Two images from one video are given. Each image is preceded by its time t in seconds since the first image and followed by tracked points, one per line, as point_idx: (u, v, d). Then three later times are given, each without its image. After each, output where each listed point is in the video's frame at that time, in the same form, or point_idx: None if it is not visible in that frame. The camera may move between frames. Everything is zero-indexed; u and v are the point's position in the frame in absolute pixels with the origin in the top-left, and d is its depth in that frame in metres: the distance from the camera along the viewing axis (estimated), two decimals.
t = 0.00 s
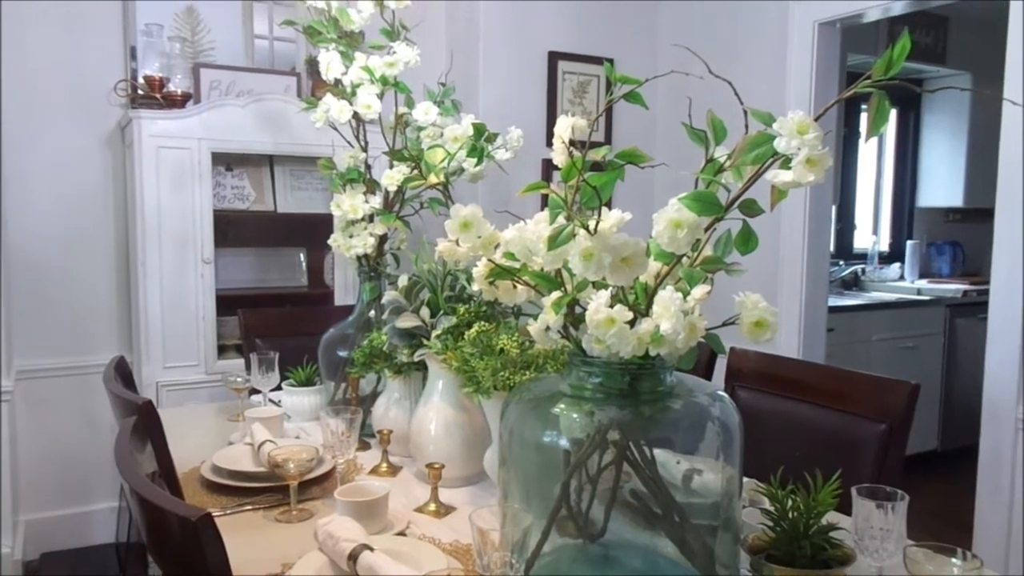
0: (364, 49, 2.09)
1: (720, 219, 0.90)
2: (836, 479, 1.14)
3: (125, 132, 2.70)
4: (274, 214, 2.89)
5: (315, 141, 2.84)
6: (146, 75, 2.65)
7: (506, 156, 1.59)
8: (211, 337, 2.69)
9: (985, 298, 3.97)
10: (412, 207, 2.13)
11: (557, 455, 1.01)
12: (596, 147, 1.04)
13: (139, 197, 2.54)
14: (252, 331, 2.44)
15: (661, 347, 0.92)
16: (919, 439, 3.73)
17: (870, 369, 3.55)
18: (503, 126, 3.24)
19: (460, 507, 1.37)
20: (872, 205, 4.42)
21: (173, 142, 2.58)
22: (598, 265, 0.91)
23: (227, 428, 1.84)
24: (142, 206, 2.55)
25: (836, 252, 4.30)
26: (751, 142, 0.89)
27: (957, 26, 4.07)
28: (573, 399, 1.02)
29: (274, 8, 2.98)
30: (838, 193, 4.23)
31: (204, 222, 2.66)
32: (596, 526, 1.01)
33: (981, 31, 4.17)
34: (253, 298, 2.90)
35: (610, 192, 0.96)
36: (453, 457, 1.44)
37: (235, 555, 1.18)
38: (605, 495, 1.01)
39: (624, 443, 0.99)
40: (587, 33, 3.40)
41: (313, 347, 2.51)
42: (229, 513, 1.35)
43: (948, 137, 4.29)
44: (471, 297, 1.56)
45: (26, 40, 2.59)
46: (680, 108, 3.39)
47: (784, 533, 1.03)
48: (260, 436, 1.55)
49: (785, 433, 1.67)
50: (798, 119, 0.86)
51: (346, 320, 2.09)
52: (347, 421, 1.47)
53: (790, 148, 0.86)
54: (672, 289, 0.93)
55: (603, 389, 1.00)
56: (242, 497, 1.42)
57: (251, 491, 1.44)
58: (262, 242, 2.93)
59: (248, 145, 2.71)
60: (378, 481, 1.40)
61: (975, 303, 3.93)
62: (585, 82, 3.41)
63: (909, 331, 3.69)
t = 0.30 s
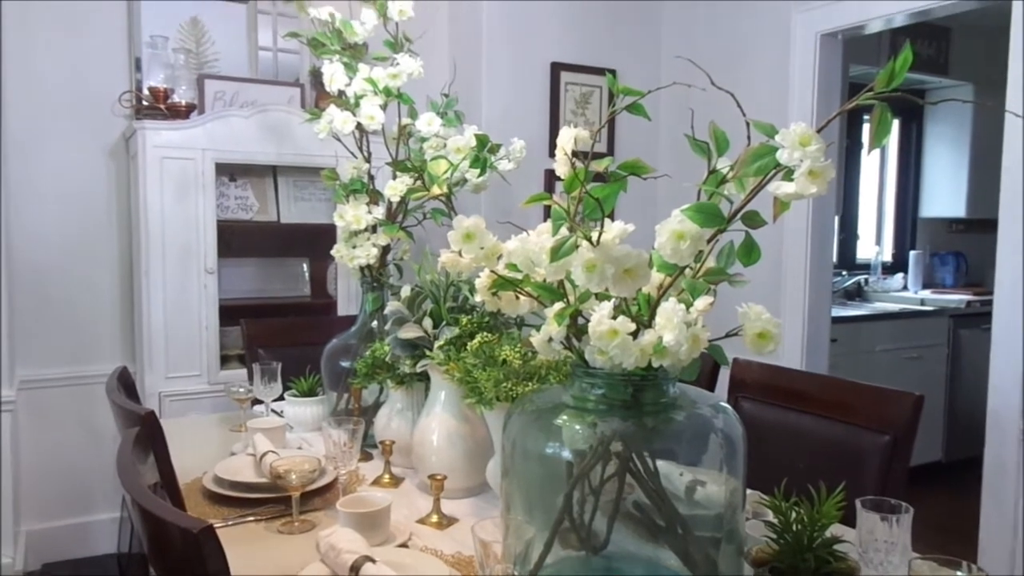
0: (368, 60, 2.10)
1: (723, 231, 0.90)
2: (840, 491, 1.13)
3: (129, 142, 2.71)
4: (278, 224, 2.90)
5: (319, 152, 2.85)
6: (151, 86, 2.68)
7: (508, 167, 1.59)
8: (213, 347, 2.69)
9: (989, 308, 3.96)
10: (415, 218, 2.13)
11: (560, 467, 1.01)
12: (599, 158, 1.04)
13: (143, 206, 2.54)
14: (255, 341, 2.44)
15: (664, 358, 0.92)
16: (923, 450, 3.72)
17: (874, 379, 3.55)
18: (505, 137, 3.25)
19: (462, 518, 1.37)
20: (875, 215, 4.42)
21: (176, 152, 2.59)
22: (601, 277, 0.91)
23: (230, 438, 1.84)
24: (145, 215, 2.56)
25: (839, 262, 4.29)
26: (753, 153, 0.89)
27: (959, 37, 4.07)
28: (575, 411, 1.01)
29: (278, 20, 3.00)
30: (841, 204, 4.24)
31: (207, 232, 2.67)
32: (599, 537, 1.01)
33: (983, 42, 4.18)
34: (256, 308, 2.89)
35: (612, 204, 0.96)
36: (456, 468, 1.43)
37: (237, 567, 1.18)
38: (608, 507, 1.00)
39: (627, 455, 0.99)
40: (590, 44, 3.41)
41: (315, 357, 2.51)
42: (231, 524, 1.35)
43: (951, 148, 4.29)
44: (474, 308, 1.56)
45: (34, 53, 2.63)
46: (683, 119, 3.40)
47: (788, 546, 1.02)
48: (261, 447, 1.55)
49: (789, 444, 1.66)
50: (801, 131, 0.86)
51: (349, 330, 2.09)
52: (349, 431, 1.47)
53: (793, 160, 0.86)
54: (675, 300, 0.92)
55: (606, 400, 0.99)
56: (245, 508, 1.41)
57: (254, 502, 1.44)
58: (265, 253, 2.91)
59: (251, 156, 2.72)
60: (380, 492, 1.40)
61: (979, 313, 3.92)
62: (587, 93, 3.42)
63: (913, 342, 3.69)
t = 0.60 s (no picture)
0: (373, 72, 2.11)
1: (726, 242, 0.90)
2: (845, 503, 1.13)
3: (134, 154, 2.73)
4: (282, 235, 2.91)
5: (323, 163, 2.85)
6: (156, 98, 2.68)
7: (512, 178, 1.59)
8: (217, 358, 2.70)
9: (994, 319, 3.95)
10: (419, 229, 2.13)
11: (564, 479, 1.00)
12: (601, 170, 1.04)
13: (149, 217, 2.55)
14: (260, 352, 2.45)
15: (668, 370, 0.91)
16: (929, 463, 3.70)
17: (879, 391, 3.53)
18: (509, 148, 3.26)
19: (465, 530, 1.36)
20: (879, 226, 4.42)
21: (182, 164, 2.60)
22: (604, 288, 0.91)
23: (234, 450, 1.84)
24: (150, 226, 2.57)
25: (844, 273, 4.28)
26: (757, 165, 0.89)
27: (963, 48, 4.08)
28: (579, 423, 1.01)
29: (283, 32, 3.03)
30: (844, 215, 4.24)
31: (211, 243, 2.67)
32: (603, 550, 1.00)
33: (986, 53, 4.18)
34: (260, 319, 2.90)
35: (616, 216, 0.96)
36: (459, 480, 1.43)
37: None
38: (611, 519, 1.00)
39: (631, 467, 0.98)
40: (594, 56, 3.43)
41: (319, 368, 2.51)
42: (234, 535, 1.34)
43: (955, 159, 4.29)
44: (477, 319, 1.56)
45: (39, 65, 2.65)
46: (686, 131, 3.41)
47: (792, 558, 1.02)
48: (265, 458, 1.54)
49: (793, 456, 1.66)
50: (804, 143, 0.86)
51: (353, 341, 2.09)
52: (353, 442, 1.46)
53: (796, 171, 0.86)
54: (679, 312, 0.92)
55: (609, 412, 0.99)
56: (248, 519, 1.41)
57: (257, 513, 1.43)
58: (270, 264, 2.93)
59: (256, 167, 2.73)
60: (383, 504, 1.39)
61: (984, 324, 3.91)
62: (591, 105, 3.43)
63: (918, 353, 3.68)
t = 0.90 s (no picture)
0: (379, 83, 2.11)
1: (734, 253, 0.90)
2: (853, 516, 1.12)
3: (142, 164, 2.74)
4: (288, 245, 2.91)
5: (330, 173, 2.86)
6: (165, 109, 2.70)
7: (519, 189, 1.60)
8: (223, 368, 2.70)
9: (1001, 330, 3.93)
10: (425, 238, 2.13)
11: (571, 490, 1.00)
12: (609, 181, 1.04)
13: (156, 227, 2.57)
14: (266, 362, 2.45)
15: (675, 381, 0.91)
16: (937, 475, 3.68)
17: (886, 402, 3.52)
18: (515, 159, 3.27)
19: (471, 541, 1.36)
20: (885, 237, 4.41)
21: (190, 174, 2.61)
22: (612, 299, 0.91)
23: (239, 459, 1.84)
24: (158, 235, 2.58)
25: (850, 283, 4.27)
26: (765, 176, 0.89)
27: (969, 59, 4.08)
28: (586, 434, 1.01)
29: (291, 43, 3.05)
30: (851, 225, 4.23)
31: (218, 253, 2.68)
32: (609, 562, 1.00)
33: (993, 64, 4.18)
34: (266, 329, 2.90)
35: (623, 227, 0.96)
36: (465, 490, 1.43)
37: None
38: (618, 531, 0.99)
39: (638, 478, 0.98)
40: (599, 67, 3.44)
41: (326, 378, 2.51)
42: (239, 545, 1.34)
43: (962, 170, 4.28)
44: (484, 329, 1.56)
45: (49, 77, 2.67)
46: (693, 142, 3.41)
47: (800, 571, 1.02)
48: (270, 468, 1.54)
49: (800, 468, 1.65)
50: (812, 154, 0.86)
51: (359, 351, 2.09)
52: (359, 452, 1.46)
53: (804, 183, 0.86)
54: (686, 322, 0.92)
55: (616, 423, 0.99)
56: (254, 529, 1.41)
57: (263, 523, 1.43)
58: (276, 273, 2.94)
59: (263, 177, 2.74)
60: (389, 514, 1.39)
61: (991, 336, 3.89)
62: (597, 115, 3.43)
63: (925, 365, 3.66)
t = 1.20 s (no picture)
0: (388, 93, 2.13)
1: (742, 262, 0.90)
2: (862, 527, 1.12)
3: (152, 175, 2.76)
4: (296, 254, 2.92)
5: (338, 182, 2.88)
6: (174, 119, 2.72)
7: (526, 198, 1.60)
8: (232, 377, 2.71)
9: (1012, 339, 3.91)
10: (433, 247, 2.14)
11: (579, 499, 1.00)
12: (616, 190, 1.04)
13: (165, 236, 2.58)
14: (274, 371, 2.46)
15: (684, 391, 0.91)
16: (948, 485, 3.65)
17: (896, 411, 3.50)
18: (523, 168, 3.28)
19: (479, 550, 1.36)
20: (895, 245, 4.39)
21: (199, 184, 2.63)
22: (621, 308, 0.91)
23: (247, 468, 1.84)
24: (167, 244, 2.59)
25: (859, 292, 4.26)
26: (773, 185, 0.89)
27: (977, 67, 4.07)
28: (594, 443, 1.01)
29: (300, 54, 3.07)
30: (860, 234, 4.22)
31: (227, 263, 2.69)
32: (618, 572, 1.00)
33: (1001, 72, 4.17)
34: (274, 337, 2.91)
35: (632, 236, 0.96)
36: (473, 499, 1.42)
37: None
38: (627, 541, 0.99)
39: (646, 488, 0.97)
40: (606, 76, 3.44)
41: (334, 387, 2.51)
42: (248, 554, 1.35)
43: (971, 178, 4.27)
44: (492, 338, 1.56)
45: (61, 89, 2.69)
46: (701, 150, 3.41)
47: None
48: (279, 476, 1.54)
49: (810, 478, 1.64)
50: (821, 163, 0.86)
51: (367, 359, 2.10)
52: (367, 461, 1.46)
53: (813, 192, 0.85)
54: (695, 332, 0.92)
55: (625, 432, 0.99)
56: (262, 538, 1.41)
57: (271, 532, 1.43)
58: (284, 282, 2.94)
59: (271, 187, 2.76)
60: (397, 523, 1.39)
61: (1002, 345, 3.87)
62: (604, 123, 3.44)
63: (935, 374, 3.64)
